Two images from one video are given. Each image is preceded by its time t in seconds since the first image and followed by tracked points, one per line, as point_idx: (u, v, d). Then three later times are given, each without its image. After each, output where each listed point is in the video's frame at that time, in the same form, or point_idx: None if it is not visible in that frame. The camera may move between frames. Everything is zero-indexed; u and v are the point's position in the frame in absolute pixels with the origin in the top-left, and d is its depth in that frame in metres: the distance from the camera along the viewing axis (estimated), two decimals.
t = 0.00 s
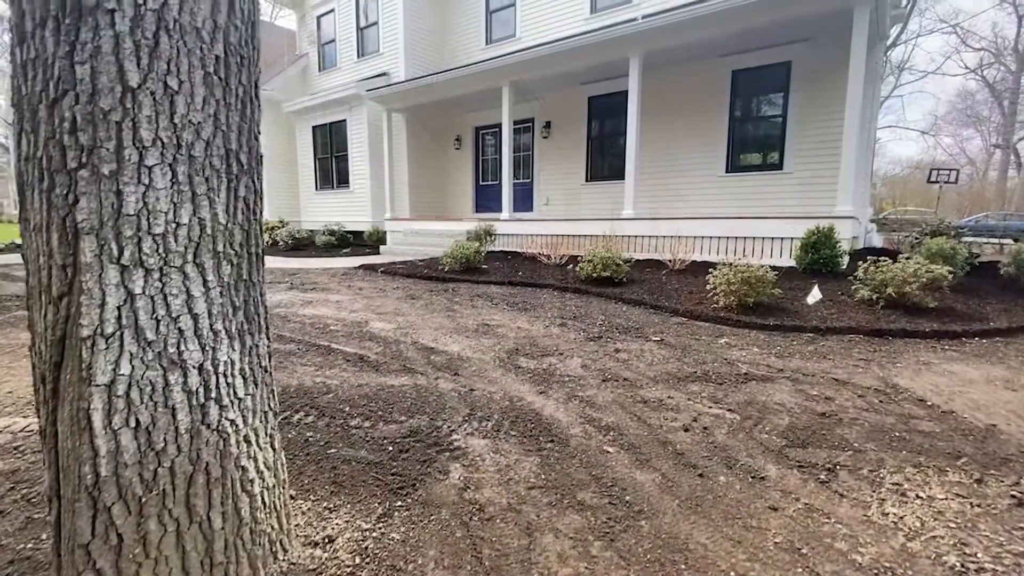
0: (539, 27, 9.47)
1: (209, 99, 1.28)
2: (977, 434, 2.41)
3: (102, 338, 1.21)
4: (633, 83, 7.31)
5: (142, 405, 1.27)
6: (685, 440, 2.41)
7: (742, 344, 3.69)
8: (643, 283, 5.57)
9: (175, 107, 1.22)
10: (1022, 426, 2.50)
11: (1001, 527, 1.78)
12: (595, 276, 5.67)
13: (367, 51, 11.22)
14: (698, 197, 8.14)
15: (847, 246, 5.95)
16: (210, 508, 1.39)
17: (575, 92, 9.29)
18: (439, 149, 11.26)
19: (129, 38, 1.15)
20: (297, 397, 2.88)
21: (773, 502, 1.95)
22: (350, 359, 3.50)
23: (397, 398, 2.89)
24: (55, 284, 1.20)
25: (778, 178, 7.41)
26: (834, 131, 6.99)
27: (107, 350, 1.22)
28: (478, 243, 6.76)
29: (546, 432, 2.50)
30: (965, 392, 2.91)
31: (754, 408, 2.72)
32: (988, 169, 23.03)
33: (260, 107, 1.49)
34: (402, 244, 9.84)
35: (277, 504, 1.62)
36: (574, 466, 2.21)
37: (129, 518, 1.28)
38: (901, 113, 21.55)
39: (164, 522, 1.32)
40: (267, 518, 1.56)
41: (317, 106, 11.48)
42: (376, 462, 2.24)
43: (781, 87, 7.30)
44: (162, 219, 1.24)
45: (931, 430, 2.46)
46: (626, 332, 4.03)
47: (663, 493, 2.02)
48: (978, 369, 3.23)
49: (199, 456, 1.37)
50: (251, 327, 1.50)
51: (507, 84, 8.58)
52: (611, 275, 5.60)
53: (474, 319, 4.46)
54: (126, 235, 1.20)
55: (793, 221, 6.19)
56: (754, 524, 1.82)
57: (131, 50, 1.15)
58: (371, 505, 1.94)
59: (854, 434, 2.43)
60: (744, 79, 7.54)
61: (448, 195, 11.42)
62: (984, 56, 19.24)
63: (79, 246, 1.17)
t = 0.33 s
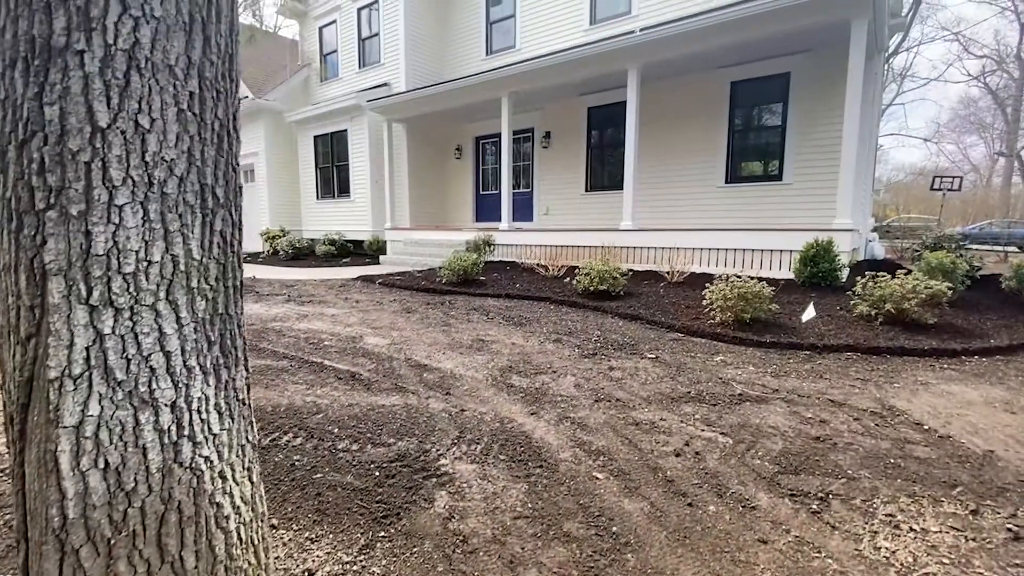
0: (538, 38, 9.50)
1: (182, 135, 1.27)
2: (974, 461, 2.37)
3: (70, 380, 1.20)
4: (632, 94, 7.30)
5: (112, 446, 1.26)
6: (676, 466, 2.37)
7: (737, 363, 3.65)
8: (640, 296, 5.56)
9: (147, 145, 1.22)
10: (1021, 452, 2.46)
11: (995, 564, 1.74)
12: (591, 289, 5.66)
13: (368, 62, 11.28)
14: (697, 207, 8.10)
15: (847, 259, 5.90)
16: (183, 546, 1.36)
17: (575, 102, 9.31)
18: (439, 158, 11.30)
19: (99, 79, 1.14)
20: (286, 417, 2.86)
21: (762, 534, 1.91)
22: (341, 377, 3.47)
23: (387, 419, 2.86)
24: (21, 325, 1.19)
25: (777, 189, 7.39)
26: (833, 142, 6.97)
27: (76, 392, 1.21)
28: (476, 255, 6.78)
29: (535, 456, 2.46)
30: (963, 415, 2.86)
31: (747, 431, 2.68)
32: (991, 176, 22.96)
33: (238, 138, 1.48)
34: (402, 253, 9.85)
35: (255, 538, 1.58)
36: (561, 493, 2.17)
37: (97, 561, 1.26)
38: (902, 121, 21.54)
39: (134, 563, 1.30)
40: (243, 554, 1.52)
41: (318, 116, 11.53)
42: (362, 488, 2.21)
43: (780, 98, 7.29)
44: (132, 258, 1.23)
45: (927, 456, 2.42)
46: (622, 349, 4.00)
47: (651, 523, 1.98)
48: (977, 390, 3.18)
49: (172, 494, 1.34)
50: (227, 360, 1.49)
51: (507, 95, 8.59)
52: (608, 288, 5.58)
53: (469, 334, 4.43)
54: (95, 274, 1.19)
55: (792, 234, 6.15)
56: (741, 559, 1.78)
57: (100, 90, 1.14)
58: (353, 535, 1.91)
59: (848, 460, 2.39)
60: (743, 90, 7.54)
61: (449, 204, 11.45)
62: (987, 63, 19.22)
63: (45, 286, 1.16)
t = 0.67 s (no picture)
0: (538, 51, 9.55)
1: (161, 172, 1.29)
2: (966, 486, 2.35)
3: (44, 418, 1.21)
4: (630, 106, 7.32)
5: (87, 482, 1.26)
6: (664, 491, 2.35)
7: (731, 381, 3.63)
8: (636, 310, 5.55)
9: (124, 184, 1.23)
10: (1015, 477, 2.43)
11: None
12: (588, 302, 5.66)
13: (369, 74, 11.35)
14: (695, 219, 8.10)
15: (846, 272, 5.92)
16: None
17: (573, 114, 9.36)
18: (439, 169, 11.35)
19: (75, 120, 1.15)
20: (276, 437, 2.85)
21: (749, 564, 1.89)
22: (334, 394, 3.46)
23: (377, 438, 2.85)
24: None
25: (775, 202, 7.39)
26: (829, 155, 6.98)
27: (50, 429, 1.22)
28: (473, 267, 6.79)
29: (523, 479, 2.45)
30: (957, 437, 2.83)
31: (738, 453, 2.66)
32: (995, 184, 22.80)
33: (218, 171, 1.49)
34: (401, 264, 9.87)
35: (234, 569, 1.57)
36: (548, 519, 2.15)
37: None
38: (904, 129, 21.68)
39: None
40: None
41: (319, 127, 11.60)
42: (348, 513, 2.20)
43: (777, 111, 7.32)
44: (108, 296, 1.24)
45: (919, 481, 2.40)
46: (616, 366, 3.98)
47: (636, 551, 1.96)
48: (972, 411, 3.16)
49: (147, 528, 1.34)
50: (205, 392, 1.49)
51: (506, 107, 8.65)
52: (604, 301, 5.58)
53: (463, 350, 4.43)
54: (70, 313, 1.20)
55: (790, 246, 6.14)
56: None
57: (76, 131, 1.16)
58: (337, 563, 1.90)
59: (838, 485, 2.37)
60: (741, 103, 7.57)
61: (449, 214, 11.49)
62: (989, 71, 19.15)
63: (20, 325, 1.17)
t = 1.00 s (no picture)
0: (537, 65, 9.64)
1: (146, 207, 1.31)
2: (956, 509, 2.34)
3: (27, 450, 1.22)
4: (627, 120, 7.38)
5: (70, 513, 1.27)
6: (653, 513, 2.35)
7: (724, 399, 3.63)
8: (633, 324, 5.55)
9: (110, 220, 1.26)
10: (1006, 500, 2.42)
11: None
12: (584, 315, 5.68)
13: (369, 86, 11.44)
14: (693, 232, 8.11)
15: (842, 287, 5.94)
16: None
17: (572, 127, 9.43)
18: (439, 180, 11.42)
19: (61, 159, 1.18)
20: (268, 456, 2.86)
21: None
22: (327, 411, 3.47)
23: (369, 457, 2.84)
24: None
25: (772, 214, 7.40)
26: (826, 170, 7.01)
27: (33, 461, 1.23)
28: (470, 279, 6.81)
29: (513, 501, 2.44)
30: (948, 458, 2.82)
31: (728, 474, 2.66)
32: (998, 193, 22.69)
33: (206, 202, 1.52)
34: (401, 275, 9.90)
35: None
36: (535, 542, 2.15)
37: None
38: (904, 139, 21.79)
39: None
40: None
41: (321, 139, 11.71)
42: (336, 535, 2.19)
43: (773, 125, 7.36)
44: (92, 330, 1.27)
45: (909, 503, 2.39)
46: (610, 383, 3.98)
47: None
48: (964, 430, 3.15)
49: (129, 558, 1.35)
50: (191, 420, 1.51)
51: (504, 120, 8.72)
52: (600, 315, 5.59)
53: (459, 365, 4.43)
54: (54, 347, 1.22)
55: (785, 260, 6.15)
56: None
57: (62, 171, 1.19)
58: None
59: (828, 507, 2.36)
60: (738, 116, 7.62)
61: (449, 224, 11.53)
62: (989, 80, 19.12)
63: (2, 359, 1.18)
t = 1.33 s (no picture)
0: (535, 79, 9.74)
1: (135, 239, 1.35)
2: (946, 532, 2.34)
3: (14, 480, 1.23)
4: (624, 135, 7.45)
5: (56, 542, 1.28)
6: (643, 534, 2.35)
7: (717, 416, 3.64)
8: (629, 338, 5.57)
9: (100, 253, 1.29)
10: (997, 521, 2.42)
11: None
12: (580, 329, 5.70)
13: (370, 100, 11.55)
14: (690, 244, 8.13)
15: (838, 301, 5.97)
16: None
17: (571, 141, 9.50)
18: (439, 192, 11.49)
19: (53, 196, 1.22)
20: (261, 473, 2.86)
21: None
22: (321, 427, 3.48)
23: (361, 475, 2.85)
24: None
25: (769, 227, 7.42)
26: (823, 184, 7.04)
27: (20, 491, 1.24)
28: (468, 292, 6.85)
29: (504, 521, 2.45)
30: (940, 477, 2.82)
31: (719, 494, 2.66)
32: (999, 204, 22.62)
33: (196, 232, 1.56)
34: (400, 286, 9.92)
35: None
36: (524, 564, 2.16)
37: None
38: (904, 150, 21.85)
39: None
40: None
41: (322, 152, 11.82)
42: (326, 556, 2.19)
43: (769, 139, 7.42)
44: (81, 360, 1.30)
45: (899, 525, 2.39)
46: (604, 399, 3.99)
47: None
48: (957, 449, 3.15)
49: None
50: (178, 446, 1.53)
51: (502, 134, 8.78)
52: (596, 329, 5.61)
53: (454, 380, 4.44)
54: (43, 378, 1.25)
55: (781, 273, 6.17)
56: None
57: (53, 207, 1.22)
58: None
59: (818, 529, 2.36)
60: (734, 131, 7.68)
61: (449, 236, 11.58)
62: (989, 91, 19.09)
63: None
